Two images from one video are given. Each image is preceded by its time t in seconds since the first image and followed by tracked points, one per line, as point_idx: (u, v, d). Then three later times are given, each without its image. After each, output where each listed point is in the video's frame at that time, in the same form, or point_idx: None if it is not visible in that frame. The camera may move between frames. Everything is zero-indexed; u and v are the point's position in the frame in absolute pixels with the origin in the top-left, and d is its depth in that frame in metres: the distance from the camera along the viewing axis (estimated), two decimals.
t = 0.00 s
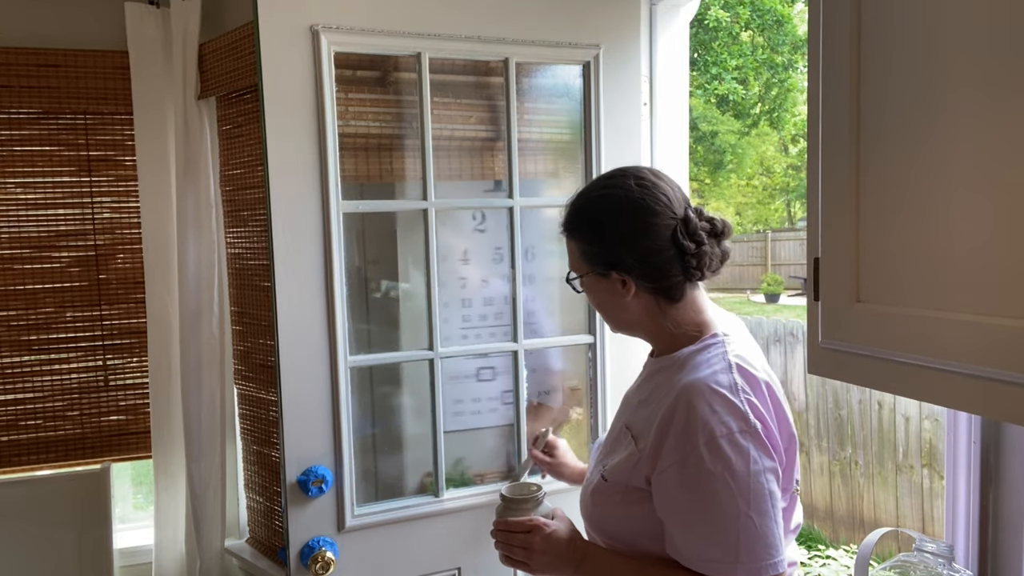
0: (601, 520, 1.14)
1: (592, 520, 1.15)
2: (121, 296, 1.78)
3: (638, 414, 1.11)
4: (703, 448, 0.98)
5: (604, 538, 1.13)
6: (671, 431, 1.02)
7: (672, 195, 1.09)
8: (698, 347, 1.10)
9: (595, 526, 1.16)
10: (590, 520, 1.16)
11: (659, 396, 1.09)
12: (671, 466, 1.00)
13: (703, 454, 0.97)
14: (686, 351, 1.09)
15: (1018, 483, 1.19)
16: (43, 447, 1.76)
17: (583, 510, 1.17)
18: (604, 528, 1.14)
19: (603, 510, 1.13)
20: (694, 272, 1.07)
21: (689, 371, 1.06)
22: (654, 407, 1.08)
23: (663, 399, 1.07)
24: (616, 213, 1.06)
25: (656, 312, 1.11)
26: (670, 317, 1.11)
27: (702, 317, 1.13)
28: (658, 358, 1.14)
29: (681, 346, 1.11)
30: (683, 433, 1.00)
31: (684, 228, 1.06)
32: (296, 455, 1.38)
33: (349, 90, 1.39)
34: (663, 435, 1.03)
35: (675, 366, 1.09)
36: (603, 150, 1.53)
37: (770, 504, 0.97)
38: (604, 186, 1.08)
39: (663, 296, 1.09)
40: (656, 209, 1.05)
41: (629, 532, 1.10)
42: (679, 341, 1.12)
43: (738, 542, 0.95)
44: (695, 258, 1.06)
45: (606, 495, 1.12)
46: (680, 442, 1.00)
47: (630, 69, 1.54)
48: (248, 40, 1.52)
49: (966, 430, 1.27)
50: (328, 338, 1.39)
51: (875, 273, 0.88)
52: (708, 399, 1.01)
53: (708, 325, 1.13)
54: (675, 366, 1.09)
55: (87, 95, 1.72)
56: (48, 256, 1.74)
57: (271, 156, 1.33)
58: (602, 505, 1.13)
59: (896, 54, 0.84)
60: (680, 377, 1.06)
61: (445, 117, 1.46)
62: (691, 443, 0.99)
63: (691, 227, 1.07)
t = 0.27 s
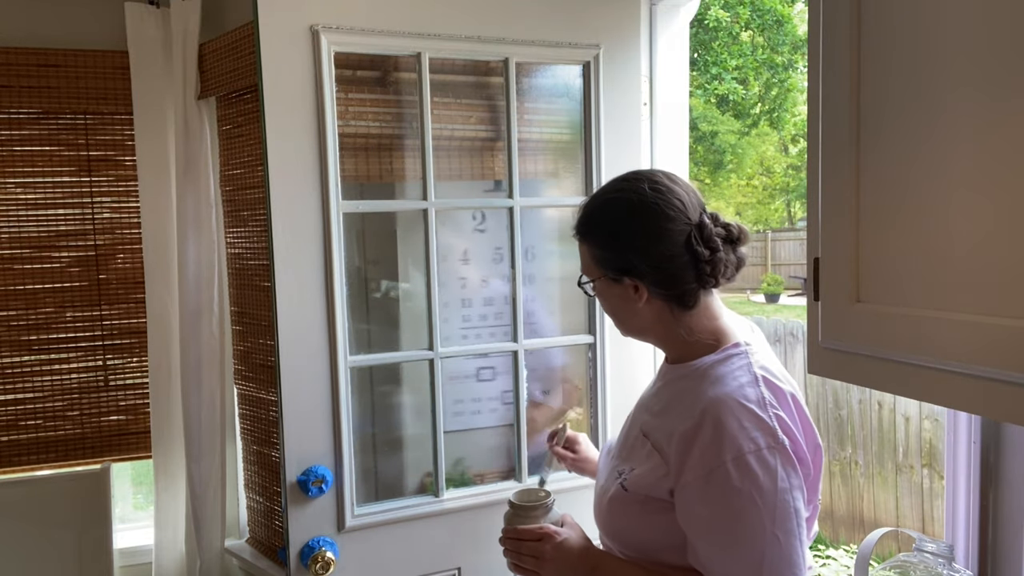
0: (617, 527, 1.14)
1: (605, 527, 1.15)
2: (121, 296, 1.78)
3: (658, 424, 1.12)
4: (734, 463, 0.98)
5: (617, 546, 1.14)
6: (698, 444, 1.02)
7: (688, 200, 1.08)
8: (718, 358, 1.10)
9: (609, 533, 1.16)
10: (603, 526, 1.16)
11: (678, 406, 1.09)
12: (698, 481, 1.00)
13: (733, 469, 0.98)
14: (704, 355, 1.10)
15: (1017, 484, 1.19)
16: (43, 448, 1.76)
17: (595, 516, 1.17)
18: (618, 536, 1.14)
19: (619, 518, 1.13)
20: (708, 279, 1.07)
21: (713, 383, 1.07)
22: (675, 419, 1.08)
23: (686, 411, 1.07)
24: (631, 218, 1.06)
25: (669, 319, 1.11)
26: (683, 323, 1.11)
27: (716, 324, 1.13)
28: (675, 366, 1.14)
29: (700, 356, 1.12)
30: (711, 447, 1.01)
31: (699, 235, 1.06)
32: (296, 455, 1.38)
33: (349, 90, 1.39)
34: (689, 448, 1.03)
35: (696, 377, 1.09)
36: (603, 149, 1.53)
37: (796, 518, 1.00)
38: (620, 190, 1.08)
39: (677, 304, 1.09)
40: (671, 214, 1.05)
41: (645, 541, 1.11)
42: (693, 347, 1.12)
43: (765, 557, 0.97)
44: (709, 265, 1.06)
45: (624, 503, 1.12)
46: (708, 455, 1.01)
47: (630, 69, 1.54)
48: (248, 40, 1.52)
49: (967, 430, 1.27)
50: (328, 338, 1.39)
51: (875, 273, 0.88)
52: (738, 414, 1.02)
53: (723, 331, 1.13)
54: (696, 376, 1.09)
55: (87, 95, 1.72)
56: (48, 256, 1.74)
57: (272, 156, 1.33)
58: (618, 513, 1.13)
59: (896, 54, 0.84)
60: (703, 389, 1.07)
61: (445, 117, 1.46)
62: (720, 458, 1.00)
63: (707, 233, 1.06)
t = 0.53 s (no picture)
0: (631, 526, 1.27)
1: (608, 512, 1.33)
2: (121, 296, 1.78)
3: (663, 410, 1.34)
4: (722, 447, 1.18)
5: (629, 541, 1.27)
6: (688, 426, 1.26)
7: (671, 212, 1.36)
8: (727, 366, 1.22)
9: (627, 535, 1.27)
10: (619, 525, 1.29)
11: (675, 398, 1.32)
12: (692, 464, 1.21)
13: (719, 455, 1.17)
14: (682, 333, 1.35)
15: (1015, 484, 1.24)
16: (43, 448, 1.77)
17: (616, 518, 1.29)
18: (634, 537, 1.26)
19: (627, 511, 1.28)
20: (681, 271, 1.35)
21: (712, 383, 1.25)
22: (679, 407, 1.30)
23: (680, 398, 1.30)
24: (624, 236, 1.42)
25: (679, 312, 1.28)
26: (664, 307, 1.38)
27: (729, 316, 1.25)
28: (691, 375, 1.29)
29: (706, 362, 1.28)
30: (701, 432, 1.23)
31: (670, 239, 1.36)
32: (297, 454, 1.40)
33: (349, 90, 1.38)
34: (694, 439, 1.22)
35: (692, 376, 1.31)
36: (603, 149, 1.54)
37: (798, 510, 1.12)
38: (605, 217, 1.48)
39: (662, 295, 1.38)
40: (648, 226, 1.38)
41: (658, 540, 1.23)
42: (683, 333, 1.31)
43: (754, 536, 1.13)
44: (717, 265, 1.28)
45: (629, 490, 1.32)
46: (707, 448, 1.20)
47: (630, 70, 1.52)
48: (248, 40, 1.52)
49: (966, 431, 1.29)
50: (328, 338, 1.40)
51: (875, 273, 0.88)
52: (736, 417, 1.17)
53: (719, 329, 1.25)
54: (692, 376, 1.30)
55: (88, 95, 1.73)
56: (48, 256, 1.74)
57: (273, 156, 1.33)
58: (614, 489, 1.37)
59: (896, 54, 0.85)
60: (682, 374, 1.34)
61: (445, 117, 1.46)
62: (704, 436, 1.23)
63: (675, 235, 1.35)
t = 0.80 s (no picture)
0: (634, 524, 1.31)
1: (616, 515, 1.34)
2: (122, 296, 1.79)
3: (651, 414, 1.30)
4: (734, 450, 1.25)
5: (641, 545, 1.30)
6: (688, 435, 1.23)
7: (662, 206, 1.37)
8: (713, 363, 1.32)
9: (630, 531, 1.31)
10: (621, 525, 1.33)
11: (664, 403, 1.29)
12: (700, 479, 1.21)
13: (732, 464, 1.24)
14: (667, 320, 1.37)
15: (1010, 485, 1.23)
16: (44, 448, 1.77)
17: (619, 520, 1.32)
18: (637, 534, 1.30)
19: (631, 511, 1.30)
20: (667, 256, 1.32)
21: (709, 385, 1.27)
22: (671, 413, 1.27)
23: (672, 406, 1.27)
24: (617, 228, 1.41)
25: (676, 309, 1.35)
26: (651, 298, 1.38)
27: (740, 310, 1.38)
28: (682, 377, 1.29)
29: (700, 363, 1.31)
30: (707, 441, 1.23)
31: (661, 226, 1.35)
32: (300, 453, 1.41)
33: (350, 90, 1.40)
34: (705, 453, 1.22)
35: (684, 382, 1.28)
36: (602, 150, 1.56)
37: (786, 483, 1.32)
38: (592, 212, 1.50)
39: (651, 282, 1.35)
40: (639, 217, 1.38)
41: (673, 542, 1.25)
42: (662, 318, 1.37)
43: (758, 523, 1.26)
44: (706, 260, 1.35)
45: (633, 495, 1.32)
46: (716, 456, 1.22)
47: (630, 72, 1.58)
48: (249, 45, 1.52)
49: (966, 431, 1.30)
50: (331, 338, 1.41)
51: (873, 273, 0.92)
52: (739, 415, 1.27)
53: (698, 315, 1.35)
54: (686, 381, 1.28)
55: (100, 97, 1.74)
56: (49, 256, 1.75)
57: (278, 157, 1.35)
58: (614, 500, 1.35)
59: (894, 59, 0.88)
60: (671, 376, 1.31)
61: (446, 118, 1.48)
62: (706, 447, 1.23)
63: (661, 221, 1.34)
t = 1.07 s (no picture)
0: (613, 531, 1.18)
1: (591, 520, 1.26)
2: (133, 296, 1.81)
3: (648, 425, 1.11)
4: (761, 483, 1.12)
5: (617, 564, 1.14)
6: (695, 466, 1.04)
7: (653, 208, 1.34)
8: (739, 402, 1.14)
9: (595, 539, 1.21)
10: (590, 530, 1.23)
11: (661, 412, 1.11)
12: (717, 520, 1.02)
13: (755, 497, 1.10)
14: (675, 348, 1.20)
15: (1006, 484, 1.23)
16: (58, 445, 1.80)
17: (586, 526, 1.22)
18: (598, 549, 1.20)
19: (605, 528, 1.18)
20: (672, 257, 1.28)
21: (729, 421, 1.10)
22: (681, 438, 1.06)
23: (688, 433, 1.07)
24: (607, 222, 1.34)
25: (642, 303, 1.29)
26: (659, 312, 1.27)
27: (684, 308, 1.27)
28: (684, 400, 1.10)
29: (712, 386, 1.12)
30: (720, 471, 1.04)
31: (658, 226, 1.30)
32: (301, 452, 1.44)
33: (354, 94, 1.41)
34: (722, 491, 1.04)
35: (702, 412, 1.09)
36: (602, 152, 1.57)
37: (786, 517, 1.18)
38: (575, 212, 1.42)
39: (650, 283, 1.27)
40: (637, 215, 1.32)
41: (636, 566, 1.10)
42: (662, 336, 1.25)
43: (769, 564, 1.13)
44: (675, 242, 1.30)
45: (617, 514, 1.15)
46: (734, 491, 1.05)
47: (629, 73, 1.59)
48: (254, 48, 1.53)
49: (956, 429, 1.31)
50: (333, 338, 1.43)
51: (869, 274, 0.93)
52: (764, 452, 1.14)
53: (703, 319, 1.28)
54: (705, 413, 1.09)
55: (101, 99, 1.76)
56: (60, 257, 1.77)
57: (280, 159, 1.37)
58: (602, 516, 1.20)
59: (891, 59, 0.89)
60: (686, 400, 1.10)
61: (446, 121, 1.49)
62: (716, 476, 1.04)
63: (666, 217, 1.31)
